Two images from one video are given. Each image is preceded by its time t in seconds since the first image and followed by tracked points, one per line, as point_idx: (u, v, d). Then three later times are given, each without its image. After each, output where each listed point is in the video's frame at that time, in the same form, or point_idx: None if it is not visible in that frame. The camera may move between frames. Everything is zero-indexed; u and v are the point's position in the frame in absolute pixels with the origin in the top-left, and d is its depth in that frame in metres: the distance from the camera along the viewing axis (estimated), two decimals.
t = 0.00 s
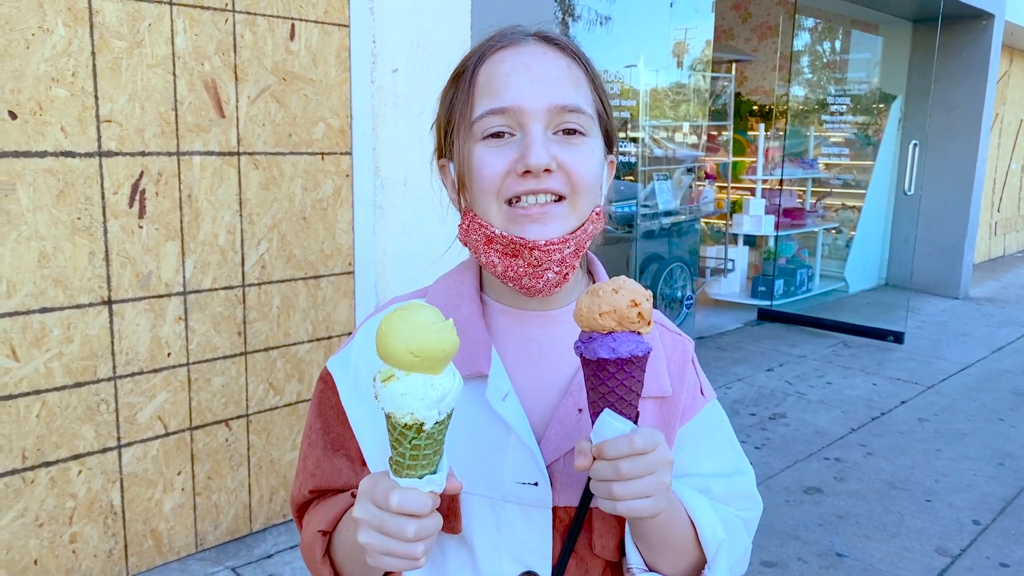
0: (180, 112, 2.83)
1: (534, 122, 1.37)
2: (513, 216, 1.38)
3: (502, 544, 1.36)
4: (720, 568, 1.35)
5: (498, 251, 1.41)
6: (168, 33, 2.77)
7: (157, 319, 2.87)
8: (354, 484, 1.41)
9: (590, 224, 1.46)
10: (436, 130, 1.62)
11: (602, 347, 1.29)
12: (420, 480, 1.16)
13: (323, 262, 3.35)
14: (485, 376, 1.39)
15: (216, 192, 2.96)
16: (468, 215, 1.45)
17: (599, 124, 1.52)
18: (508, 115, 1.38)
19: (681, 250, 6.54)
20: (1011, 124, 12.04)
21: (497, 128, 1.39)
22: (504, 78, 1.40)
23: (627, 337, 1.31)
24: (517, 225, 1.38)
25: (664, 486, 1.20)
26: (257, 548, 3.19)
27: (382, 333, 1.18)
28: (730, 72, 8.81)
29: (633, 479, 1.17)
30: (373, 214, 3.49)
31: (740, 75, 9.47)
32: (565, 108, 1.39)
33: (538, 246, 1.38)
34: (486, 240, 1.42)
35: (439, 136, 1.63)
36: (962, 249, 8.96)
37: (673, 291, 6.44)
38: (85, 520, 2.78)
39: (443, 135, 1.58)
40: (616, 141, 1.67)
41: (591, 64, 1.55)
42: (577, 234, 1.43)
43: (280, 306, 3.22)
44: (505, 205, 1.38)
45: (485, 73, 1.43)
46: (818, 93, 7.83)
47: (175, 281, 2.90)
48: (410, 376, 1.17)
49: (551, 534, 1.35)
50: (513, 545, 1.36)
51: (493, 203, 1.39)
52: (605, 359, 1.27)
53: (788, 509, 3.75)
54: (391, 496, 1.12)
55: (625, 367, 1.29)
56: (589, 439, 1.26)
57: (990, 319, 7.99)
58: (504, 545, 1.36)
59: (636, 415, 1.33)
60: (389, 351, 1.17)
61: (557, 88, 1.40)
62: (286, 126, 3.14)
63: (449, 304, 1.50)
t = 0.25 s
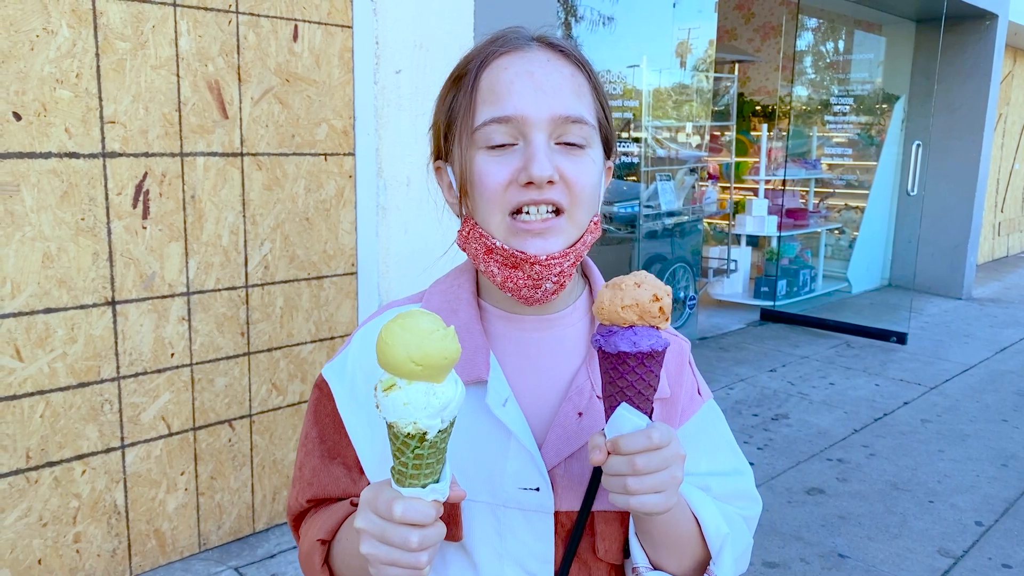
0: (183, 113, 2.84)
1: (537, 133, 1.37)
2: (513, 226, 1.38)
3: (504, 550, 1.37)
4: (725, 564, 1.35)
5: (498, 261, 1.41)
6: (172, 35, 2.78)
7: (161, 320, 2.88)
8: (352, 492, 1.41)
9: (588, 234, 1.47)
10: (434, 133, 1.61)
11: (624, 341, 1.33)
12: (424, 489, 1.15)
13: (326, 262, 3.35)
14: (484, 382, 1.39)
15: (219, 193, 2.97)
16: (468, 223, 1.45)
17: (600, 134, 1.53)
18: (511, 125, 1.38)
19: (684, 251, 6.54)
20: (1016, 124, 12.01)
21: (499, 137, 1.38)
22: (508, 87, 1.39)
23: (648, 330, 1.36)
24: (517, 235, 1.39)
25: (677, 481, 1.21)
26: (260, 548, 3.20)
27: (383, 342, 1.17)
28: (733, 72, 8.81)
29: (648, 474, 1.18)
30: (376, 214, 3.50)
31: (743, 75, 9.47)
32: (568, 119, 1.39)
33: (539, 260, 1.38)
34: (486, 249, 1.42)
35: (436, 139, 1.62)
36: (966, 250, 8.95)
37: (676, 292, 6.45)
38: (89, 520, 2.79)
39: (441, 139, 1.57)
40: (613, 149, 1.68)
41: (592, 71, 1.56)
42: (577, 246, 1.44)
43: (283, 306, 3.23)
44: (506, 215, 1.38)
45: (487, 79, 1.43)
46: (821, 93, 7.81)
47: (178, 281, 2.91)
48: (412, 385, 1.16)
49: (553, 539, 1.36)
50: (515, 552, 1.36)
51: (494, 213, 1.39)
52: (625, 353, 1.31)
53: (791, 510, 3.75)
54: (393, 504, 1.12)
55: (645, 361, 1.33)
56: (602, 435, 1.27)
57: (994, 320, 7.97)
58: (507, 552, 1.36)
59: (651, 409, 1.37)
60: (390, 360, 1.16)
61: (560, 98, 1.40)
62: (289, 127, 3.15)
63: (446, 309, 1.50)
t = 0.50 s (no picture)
0: (187, 113, 2.84)
1: (560, 154, 1.34)
2: (531, 243, 1.36)
3: (513, 554, 1.36)
4: (746, 556, 1.36)
5: (511, 271, 1.40)
6: (176, 35, 2.79)
7: (164, 320, 2.88)
8: (360, 496, 1.40)
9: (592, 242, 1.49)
10: (429, 132, 1.53)
11: (661, 335, 1.35)
12: (470, 450, 1.16)
13: (329, 263, 3.36)
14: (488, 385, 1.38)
15: (222, 193, 2.97)
16: (478, 234, 1.42)
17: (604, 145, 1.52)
18: (534, 144, 1.34)
19: (686, 251, 6.54)
20: (1019, 124, 11.99)
21: (521, 156, 1.34)
22: (530, 104, 1.35)
23: (685, 326, 1.37)
24: (534, 252, 1.37)
25: (706, 480, 1.22)
26: (262, 547, 3.20)
27: (412, 309, 1.16)
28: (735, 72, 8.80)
29: (680, 473, 1.19)
30: (379, 214, 3.50)
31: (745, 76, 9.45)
32: (588, 138, 1.38)
33: (557, 275, 1.39)
34: (499, 259, 1.40)
35: (428, 135, 1.55)
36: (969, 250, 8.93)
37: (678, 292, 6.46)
38: (92, 519, 2.79)
39: (440, 140, 1.51)
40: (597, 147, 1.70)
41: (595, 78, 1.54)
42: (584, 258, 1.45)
43: (286, 306, 3.24)
44: (525, 233, 1.36)
45: (505, 91, 1.37)
46: (824, 93, 7.82)
47: (181, 281, 2.91)
48: (450, 346, 1.16)
49: (563, 540, 1.37)
50: (526, 557, 1.36)
51: (511, 230, 1.37)
52: (664, 348, 1.33)
53: (793, 510, 3.75)
54: (443, 474, 1.11)
55: (681, 357, 1.34)
56: (633, 430, 1.27)
57: (997, 320, 7.96)
58: (517, 557, 1.36)
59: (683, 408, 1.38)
60: (423, 325, 1.15)
61: (581, 117, 1.37)
62: (292, 127, 3.15)
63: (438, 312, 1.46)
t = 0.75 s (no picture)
0: (188, 112, 2.84)
1: (560, 158, 1.30)
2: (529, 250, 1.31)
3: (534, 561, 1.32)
4: (748, 545, 1.39)
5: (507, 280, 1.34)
6: (177, 35, 2.79)
7: (165, 319, 2.89)
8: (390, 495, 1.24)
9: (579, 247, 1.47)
10: (411, 135, 1.44)
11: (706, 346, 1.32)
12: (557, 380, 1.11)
13: (330, 262, 3.36)
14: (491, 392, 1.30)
15: (224, 193, 2.97)
16: (471, 242, 1.35)
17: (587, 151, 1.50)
18: (535, 149, 1.29)
19: (688, 251, 6.54)
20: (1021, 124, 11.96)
21: (521, 161, 1.29)
22: (531, 107, 1.29)
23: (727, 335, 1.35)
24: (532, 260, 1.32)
25: (740, 492, 1.23)
26: (264, 546, 3.20)
27: (512, 236, 1.07)
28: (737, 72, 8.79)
29: (719, 485, 1.19)
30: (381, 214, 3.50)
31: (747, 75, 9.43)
32: (585, 144, 1.34)
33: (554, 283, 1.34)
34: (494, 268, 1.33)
35: (408, 138, 1.46)
36: (971, 250, 8.92)
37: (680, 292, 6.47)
38: (94, 519, 2.79)
39: (424, 143, 1.42)
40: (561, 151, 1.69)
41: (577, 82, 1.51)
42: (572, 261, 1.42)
43: (288, 306, 3.24)
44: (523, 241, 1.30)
45: (503, 94, 1.31)
46: (826, 93, 7.85)
47: (183, 281, 2.91)
48: (543, 271, 1.09)
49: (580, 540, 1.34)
50: (546, 560, 1.32)
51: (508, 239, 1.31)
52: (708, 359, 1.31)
53: (795, 510, 3.74)
54: (546, 402, 0.99)
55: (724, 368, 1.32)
56: (669, 441, 1.27)
57: (998, 320, 7.95)
58: (536, 560, 1.32)
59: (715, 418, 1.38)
60: (525, 247, 1.07)
61: (578, 122, 1.33)
62: (293, 127, 3.15)
63: (432, 322, 1.35)
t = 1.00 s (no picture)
0: (186, 112, 2.84)
1: (550, 145, 1.31)
2: (524, 239, 1.32)
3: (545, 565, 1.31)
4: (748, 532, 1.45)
5: (502, 273, 1.33)
6: (175, 34, 2.79)
7: (164, 319, 2.89)
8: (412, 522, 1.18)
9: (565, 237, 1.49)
10: (395, 128, 1.43)
11: (766, 365, 1.32)
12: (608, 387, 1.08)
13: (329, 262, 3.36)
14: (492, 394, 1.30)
15: (222, 192, 2.97)
16: (465, 236, 1.34)
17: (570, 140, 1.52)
18: (525, 136, 1.29)
19: (687, 251, 6.53)
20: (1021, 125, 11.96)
21: (513, 148, 1.29)
22: (519, 93, 1.30)
23: (776, 353, 1.35)
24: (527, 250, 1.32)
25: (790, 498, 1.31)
26: (262, 546, 3.20)
27: (562, 251, 1.06)
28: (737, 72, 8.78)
29: (780, 496, 1.26)
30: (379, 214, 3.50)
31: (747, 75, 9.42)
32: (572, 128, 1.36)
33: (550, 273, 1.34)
34: (489, 262, 1.33)
35: (392, 134, 1.44)
36: (970, 250, 8.91)
37: (680, 292, 6.48)
38: (92, 518, 2.79)
39: (409, 136, 1.41)
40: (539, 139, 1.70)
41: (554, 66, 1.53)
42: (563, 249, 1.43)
43: (286, 305, 3.24)
44: (518, 229, 1.31)
45: (490, 81, 1.32)
46: (826, 93, 7.86)
47: (181, 280, 2.91)
48: (589, 281, 1.07)
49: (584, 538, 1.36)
50: (557, 560, 1.32)
51: (504, 228, 1.31)
52: (772, 378, 1.31)
53: (794, 510, 3.74)
54: (603, 408, 1.00)
55: (780, 385, 1.33)
56: (729, 461, 1.32)
57: (998, 320, 7.95)
58: (548, 563, 1.31)
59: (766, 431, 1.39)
60: (573, 260, 1.06)
61: (564, 105, 1.35)
62: (291, 127, 3.15)
63: (425, 329, 1.34)
